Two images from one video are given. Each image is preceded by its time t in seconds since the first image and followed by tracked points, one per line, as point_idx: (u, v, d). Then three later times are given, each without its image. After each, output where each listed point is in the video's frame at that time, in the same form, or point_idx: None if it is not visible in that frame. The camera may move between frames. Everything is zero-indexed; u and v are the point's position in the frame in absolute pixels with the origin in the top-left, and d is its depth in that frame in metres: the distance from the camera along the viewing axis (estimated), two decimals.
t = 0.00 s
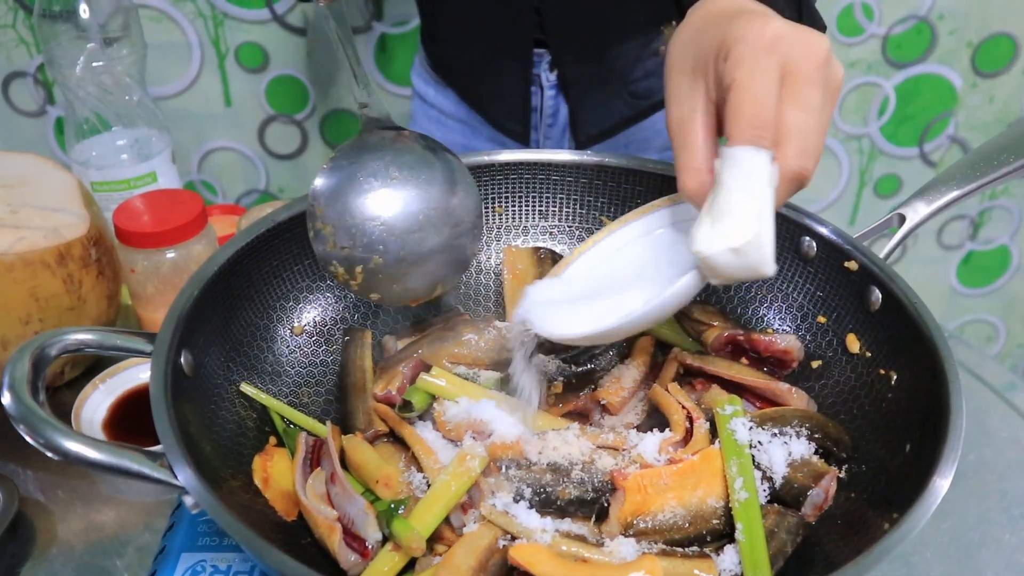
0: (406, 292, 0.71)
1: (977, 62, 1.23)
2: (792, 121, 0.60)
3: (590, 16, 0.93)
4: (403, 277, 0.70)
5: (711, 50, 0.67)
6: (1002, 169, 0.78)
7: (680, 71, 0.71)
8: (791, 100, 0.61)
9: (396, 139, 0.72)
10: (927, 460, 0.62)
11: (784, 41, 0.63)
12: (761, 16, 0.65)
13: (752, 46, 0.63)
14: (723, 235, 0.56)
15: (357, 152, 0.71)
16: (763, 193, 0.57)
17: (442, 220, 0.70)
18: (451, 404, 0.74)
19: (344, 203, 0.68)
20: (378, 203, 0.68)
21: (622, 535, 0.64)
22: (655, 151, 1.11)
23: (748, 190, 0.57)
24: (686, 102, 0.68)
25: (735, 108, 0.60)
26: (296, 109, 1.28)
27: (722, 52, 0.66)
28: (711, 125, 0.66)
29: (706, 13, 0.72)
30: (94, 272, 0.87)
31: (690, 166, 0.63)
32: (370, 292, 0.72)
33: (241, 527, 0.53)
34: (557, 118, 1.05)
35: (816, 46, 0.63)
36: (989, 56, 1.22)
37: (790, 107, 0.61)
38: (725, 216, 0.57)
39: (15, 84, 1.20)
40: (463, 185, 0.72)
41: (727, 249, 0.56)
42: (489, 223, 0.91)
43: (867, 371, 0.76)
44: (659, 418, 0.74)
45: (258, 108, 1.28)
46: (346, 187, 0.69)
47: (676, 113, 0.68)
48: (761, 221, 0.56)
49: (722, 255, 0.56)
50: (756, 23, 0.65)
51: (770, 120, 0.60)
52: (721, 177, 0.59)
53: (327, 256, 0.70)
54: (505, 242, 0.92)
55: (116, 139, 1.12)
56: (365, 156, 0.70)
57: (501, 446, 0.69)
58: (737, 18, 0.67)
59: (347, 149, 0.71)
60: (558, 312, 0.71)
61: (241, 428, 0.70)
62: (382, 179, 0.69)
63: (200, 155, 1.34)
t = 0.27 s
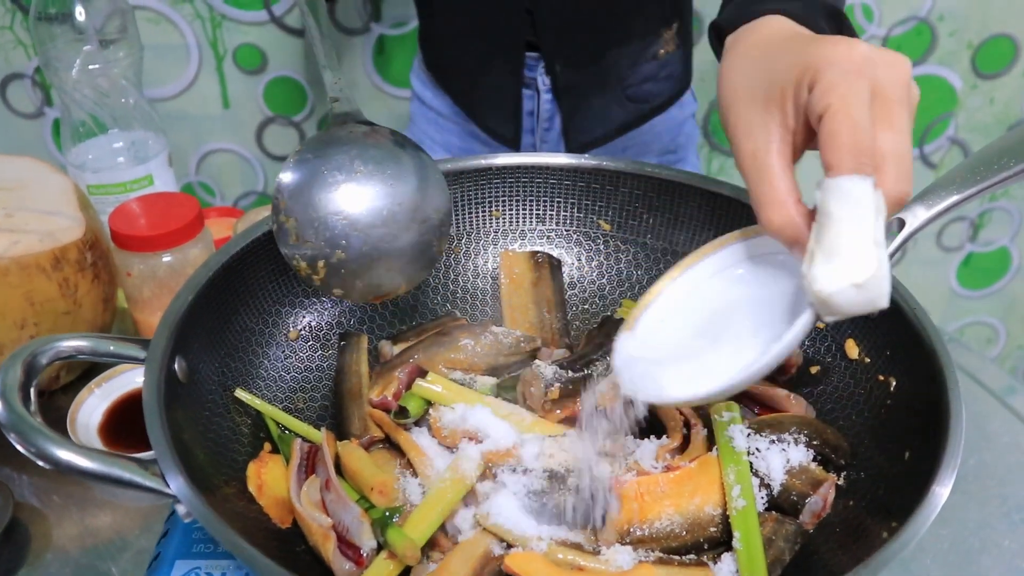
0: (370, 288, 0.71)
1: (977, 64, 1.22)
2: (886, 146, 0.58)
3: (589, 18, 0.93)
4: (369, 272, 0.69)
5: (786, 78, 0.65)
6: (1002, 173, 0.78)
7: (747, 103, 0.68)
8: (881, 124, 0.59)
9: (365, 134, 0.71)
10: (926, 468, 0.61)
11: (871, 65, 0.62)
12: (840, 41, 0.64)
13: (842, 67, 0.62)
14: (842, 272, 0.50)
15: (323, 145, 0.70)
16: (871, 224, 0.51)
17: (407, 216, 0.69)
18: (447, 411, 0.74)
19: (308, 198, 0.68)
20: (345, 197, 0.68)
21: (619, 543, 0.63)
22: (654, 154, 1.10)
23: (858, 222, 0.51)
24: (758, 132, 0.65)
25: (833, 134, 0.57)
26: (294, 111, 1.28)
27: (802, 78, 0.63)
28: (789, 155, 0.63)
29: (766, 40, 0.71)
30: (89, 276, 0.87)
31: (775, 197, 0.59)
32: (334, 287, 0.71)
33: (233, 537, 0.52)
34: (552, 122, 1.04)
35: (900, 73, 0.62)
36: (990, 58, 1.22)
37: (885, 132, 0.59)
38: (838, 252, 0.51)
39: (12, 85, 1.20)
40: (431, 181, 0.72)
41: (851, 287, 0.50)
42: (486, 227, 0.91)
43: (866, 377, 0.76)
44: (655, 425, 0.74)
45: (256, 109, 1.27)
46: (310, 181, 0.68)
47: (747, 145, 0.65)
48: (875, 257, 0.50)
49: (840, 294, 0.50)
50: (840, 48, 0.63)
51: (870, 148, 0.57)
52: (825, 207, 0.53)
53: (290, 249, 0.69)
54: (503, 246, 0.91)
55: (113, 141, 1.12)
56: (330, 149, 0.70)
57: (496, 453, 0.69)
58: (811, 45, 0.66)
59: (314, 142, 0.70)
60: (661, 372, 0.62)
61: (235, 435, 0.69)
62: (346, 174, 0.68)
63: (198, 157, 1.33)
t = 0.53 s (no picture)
0: (391, 293, 0.71)
1: (977, 63, 1.22)
2: (891, 116, 0.57)
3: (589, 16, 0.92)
4: (390, 277, 0.69)
5: (800, 47, 0.64)
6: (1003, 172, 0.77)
7: (766, 66, 0.67)
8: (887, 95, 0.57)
9: (382, 137, 0.72)
10: (927, 469, 0.61)
11: (876, 35, 0.59)
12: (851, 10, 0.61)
13: (846, 41, 0.59)
14: (831, 238, 0.54)
15: (343, 149, 0.70)
16: (868, 193, 0.55)
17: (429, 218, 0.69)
18: (446, 411, 0.73)
19: (330, 201, 0.68)
20: (366, 201, 0.68)
21: (618, 544, 0.63)
22: (654, 154, 1.10)
23: (857, 191, 0.54)
24: (777, 99, 0.65)
25: (834, 109, 0.56)
26: (292, 110, 1.27)
27: (812, 50, 0.62)
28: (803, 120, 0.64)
29: None
30: (87, 275, 0.87)
31: (787, 158, 0.61)
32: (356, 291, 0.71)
33: (230, 539, 0.52)
34: (556, 119, 1.04)
35: (908, 37, 0.59)
36: (990, 57, 1.21)
37: (890, 103, 0.57)
38: (831, 218, 0.54)
39: (10, 85, 1.19)
40: (451, 185, 0.72)
41: (836, 253, 0.54)
42: (485, 226, 0.91)
43: (865, 378, 0.76)
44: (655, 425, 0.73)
45: (254, 109, 1.27)
46: (331, 185, 0.68)
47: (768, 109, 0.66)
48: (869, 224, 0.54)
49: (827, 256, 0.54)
50: (848, 18, 0.61)
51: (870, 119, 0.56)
52: (822, 178, 0.56)
53: (312, 254, 0.69)
54: (501, 246, 0.91)
55: (110, 141, 1.12)
56: (350, 153, 0.70)
57: (495, 454, 0.69)
58: (825, 14, 0.63)
59: (333, 146, 0.71)
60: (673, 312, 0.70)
61: (233, 435, 0.69)
62: (368, 177, 0.68)
63: (196, 156, 1.33)
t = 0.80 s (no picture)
0: (407, 272, 0.71)
1: (977, 61, 1.22)
2: (790, 112, 0.59)
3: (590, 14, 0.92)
4: (404, 257, 0.70)
5: (722, 30, 0.63)
6: (1003, 170, 0.77)
7: (695, 43, 0.67)
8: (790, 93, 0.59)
9: (395, 117, 0.71)
10: (928, 466, 0.61)
11: (790, 30, 0.59)
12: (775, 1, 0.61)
13: (758, 31, 0.59)
14: (710, 219, 0.58)
15: (357, 129, 0.70)
16: (754, 178, 0.58)
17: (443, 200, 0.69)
18: (446, 408, 0.73)
19: (344, 181, 0.68)
20: (377, 182, 0.68)
21: (618, 541, 0.63)
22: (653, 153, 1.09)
23: (743, 176, 0.58)
24: (696, 78, 0.65)
25: (739, 98, 0.59)
26: (291, 108, 1.27)
27: (730, 40, 0.62)
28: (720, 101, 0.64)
29: None
30: (86, 273, 0.86)
31: (696, 140, 0.63)
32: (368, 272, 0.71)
33: (231, 536, 0.52)
34: (557, 115, 1.04)
35: (824, 36, 0.59)
36: (989, 56, 1.21)
37: (789, 100, 0.59)
38: (713, 200, 0.59)
39: (9, 83, 1.19)
40: (463, 165, 0.72)
41: (707, 232, 0.58)
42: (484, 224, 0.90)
43: (865, 375, 0.76)
44: (655, 421, 0.73)
45: (254, 107, 1.27)
46: (345, 165, 0.69)
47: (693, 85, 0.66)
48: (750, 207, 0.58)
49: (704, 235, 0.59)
50: (766, 8, 0.60)
51: (768, 113, 0.58)
52: (713, 164, 0.60)
53: (326, 234, 0.69)
54: (502, 244, 0.91)
55: (110, 139, 1.11)
56: (364, 132, 0.70)
57: (495, 452, 0.69)
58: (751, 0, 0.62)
59: (346, 125, 0.71)
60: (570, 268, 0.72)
61: (233, 432, 0.69)
62: (382, 157, 0.69)
63: (196, 155, 1.33)
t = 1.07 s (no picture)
0: (355, 265, 0.68)
1: (974, 60, 1.22)
2: (702, 87, 0.58)
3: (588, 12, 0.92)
4: (356, 248, 0.67)
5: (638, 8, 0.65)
6: (1000, 168, 0.77)
7: (613, 26, 0.68)
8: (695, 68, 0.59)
9: (359, 112, 0.69)
10: (924, 463, 0.61)
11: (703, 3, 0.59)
12: None
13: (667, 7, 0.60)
14: (614, 201, 0.57)
15: (313, 122, 0.68)
16: (662, 159, 0.58)
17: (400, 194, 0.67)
18: (444, 405, 0.73)
19: (298, 171, 0.65)
20: (335, 175, 0.65)
21: (616, 538, 0.63)
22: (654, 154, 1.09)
23: (650, 158, 0.57)
24: (615, 59, 0.67)
25: (647, 73, 0.58)
26: (289, 107, 1.27)
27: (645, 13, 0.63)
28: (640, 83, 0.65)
29: None
30: (85, 271, 0.87)
31: (613, 125, 0.64)
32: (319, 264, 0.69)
33: (230, 532, 0.52)
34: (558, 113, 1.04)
35: (737, 12, 0.59)
36: (987, 54, 1.22)
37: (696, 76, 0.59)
38: (621, 179, 0.57)
39: (7, 81, 1.19)
40: (421, 159, 0.69)
41: (614, 215, 0.56)
42: (483, 222, 0.91)
43: (863, 373, 0.76)
44: (652, 419, 0.74)
45: (252, 106, 1.27)
46: (299, 156, 0.66)
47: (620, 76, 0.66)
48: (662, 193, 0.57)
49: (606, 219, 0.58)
50: None
51: (679, 88, 0.58)
52: (624, 144, 0.59)
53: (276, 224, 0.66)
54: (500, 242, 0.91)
55: (108, 137, 1.12)
56: (319, 124, 0.68)
57: (493, 449, 0.69)
58: None
59: (303, 117, 0.68)
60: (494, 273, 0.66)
61: (232, 430, 0.69)
62: (336, 149, 0.66)
63: (194, 153, 1.33)
